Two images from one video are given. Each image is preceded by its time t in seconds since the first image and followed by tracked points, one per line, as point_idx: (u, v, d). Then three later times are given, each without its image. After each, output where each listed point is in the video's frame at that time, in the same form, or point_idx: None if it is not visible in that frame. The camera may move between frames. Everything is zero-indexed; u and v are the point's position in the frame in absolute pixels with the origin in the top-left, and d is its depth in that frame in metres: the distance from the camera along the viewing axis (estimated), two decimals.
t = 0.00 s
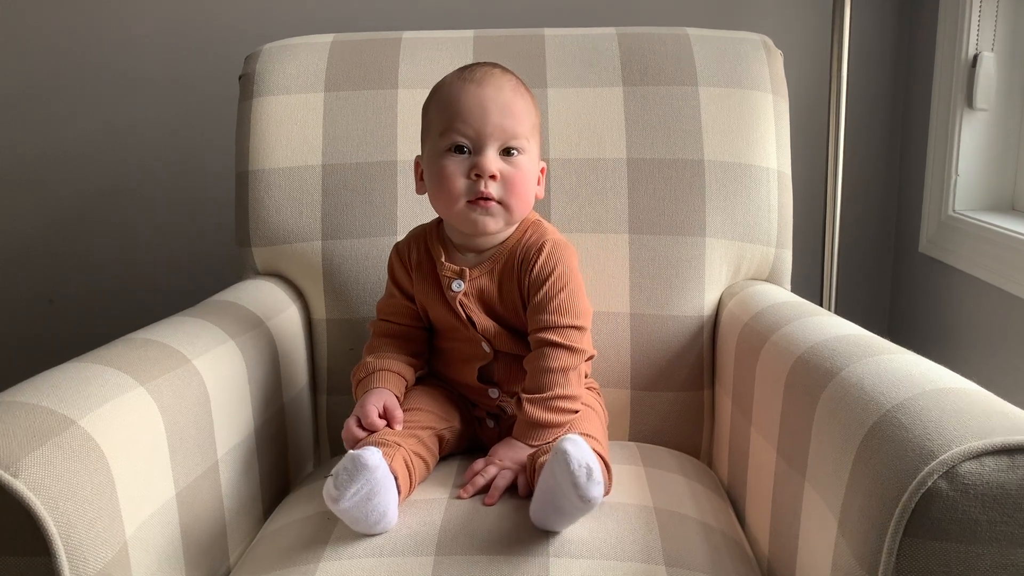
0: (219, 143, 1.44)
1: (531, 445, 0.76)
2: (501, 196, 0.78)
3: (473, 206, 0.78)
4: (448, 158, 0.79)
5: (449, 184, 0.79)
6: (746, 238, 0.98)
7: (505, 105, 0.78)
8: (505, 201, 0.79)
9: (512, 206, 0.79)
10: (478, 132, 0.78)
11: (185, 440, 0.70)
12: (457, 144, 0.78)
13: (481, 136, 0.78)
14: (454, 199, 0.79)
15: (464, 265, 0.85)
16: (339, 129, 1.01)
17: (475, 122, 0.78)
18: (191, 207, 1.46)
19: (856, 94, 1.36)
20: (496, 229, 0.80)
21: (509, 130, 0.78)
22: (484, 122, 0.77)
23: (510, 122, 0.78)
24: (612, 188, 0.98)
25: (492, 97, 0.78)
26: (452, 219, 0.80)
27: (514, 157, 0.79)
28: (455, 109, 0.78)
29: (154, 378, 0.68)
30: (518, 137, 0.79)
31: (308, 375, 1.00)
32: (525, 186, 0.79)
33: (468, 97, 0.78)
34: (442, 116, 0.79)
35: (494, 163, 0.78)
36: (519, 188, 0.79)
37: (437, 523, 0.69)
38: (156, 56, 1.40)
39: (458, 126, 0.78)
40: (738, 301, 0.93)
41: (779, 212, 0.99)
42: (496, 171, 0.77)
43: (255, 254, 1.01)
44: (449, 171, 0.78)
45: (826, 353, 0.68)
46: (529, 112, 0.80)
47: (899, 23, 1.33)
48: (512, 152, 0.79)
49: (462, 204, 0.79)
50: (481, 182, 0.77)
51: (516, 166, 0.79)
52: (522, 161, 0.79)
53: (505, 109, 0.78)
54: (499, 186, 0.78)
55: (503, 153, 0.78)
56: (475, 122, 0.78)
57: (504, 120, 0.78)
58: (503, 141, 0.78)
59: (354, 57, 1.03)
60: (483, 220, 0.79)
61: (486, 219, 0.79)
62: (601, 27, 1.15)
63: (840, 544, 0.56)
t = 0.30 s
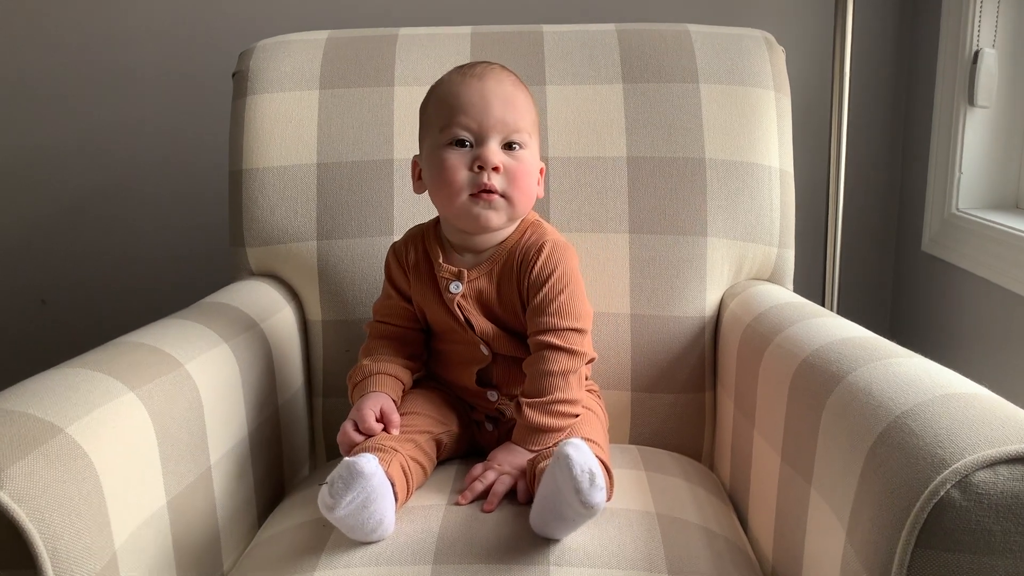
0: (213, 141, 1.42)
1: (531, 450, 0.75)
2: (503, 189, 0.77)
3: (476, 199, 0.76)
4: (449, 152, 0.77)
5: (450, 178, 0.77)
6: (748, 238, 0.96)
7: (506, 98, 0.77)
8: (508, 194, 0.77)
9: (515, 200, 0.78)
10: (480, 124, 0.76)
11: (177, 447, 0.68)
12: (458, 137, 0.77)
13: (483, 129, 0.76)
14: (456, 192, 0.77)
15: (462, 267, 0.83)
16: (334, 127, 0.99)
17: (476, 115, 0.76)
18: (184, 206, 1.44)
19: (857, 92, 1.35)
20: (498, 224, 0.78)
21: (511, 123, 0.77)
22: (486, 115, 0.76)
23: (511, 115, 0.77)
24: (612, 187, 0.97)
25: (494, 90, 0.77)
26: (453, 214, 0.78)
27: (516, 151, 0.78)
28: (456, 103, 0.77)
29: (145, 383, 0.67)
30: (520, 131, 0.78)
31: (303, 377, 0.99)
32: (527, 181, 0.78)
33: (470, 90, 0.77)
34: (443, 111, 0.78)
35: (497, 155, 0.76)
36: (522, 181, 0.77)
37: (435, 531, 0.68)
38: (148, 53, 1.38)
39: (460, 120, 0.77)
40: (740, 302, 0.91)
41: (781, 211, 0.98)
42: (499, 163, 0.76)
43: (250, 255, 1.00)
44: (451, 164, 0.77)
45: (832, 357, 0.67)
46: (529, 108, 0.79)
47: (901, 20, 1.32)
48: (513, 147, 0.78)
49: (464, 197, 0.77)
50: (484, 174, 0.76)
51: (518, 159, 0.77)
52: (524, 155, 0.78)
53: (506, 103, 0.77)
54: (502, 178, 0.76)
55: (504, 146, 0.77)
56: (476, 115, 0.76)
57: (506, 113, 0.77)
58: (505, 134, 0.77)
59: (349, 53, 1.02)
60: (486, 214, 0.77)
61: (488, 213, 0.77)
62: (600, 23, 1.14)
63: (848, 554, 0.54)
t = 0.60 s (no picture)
0: (202, 134, 1.40)
1: (524, 448, 0.73)
2: (500, 179, 0.75)
3: (471, 189, 0.75)
4: (444, 141, 0.75)
5: (445, 168, 0.75)
6: (745, 232, 0.95)
7: (504, 88, 0.76)
8: (505, 185, 0.75)
9: (512, 191, 0.76)
10: (477, 113, 0.75)
11: (161, 446, 0.66)
12: (454, 126, 0.75)
13: (479, 118, 0.75)
14: (452, 182, 0.75)
15: (455, 262, 0.82)
16: (324, 119, 0.97)
17: (473, 104, 0.75)
18: (174, 200, 1.42)
19: (855, 83, 1.33)
20: (494, 216, 0.76)
21: (508, 113, 0.75)
22: (482, 104, 0.75)
23: (509, 105, 0.75)
24: (608, 180, 0.95)
25: (491, 80, 0.75)
26: (448, 205, 0.76)
27: (513, 142, 0.76)
28: (452, 92, 0.75)
29: (127, 381, 0.65)
30: (517, 121, 0.76)
31: (293, 374, 0.97)
32: (524, 172, 0.76)
33: (466, 78, 0.75)
34: (439, 99, 0.76)
35: (494, 145, 0.74)
36: (519, 172, 0.76)
37: (426, 532, 0.66)
38: (136, 44, 1.36)
39: (456, 109, 0.75)
40: (737, 297, 0.90)
41: (779, 204, 0.96)
42: (496, 153, 0.74)
43: (238, 249, 0.98)
44: (446, 153, 0.75)
45: (831, 353, 0.65)
46: (527, 98, 0.78)
47: (900, 11, 1.30)
48: (510, 137, 0.76)
49: (460, 187, 0.75)
50: (480, 163, 0.74)
51: (515, 150, 0.76)
52: (521, 146, 0.76)
53: (504, 92, 0.75)
54: (499, 169, 0.75)
55: (501, 137, 0.75)
56: (473, 104, 0.75)
57: (503, 103, 0.75)
58: (502, 124, 0.75)
59: (339, 44, 1.00)
60: (482, 204, 0.75)
61: (484, 204, 0.75)
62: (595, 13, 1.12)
63: (850, 555, 0.53)
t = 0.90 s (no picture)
0: (193, 125, 1.38)
1: (519, 443, 0.72)
2: (498, 166, 0.73)
3: (469, 176, 0.73)
4: (441, 127, 0.73)
5: (441, 154, 0.73)
6: (744, 223, 0.93)
7: (501, 73, 0.74)
8: (503, 172, 0.74)
9: (510, 178, 0.74)
10: (474, 99, 0.73)
11: (147, 441, 0.65)
12: (450, 112, 0.73)
13: (477, 103, 0.73)
14: (448, 169, 0.73)
15: (452, 253, 0.80)
16: (315, 108, 0.96)
17: (470, 90, 0.73)
18: (164, 191, 1.41)
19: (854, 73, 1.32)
20: (492, 204, 0.75)
21: (506, 99, 0.74)
22: (480, 90, 0.73)
23: (507, 90, 0.74)
24: (604, 170, 0.94)
25: (488, 65, 0.74)
26: (445, 193, 0.74)
27: (511, 129, 0.74)
28: (449, 77, 0.74)
29: (112, 374, 0.63)
30: (515, 108, 0.74)
31: (285, 368, 0.95)
32: (522, 159, 0.75)
33: (463, 63, 0.74)
34: (436, 85, 0.74)
35: (491, 131, 0.73)
36: (517, 159, 0.74)
37: (418, 529, 0.65)
38: (125, 33, 1.34)
39: (452, 94, 0.73)
40: (736, 288, 0.88)
41: (778, 195, 0.95)
42: (493, 139, 0.72)
43: (228, 241, 0.96)
44: (443, 139, 0.73)
45: (832, 345, 0.64)
46: (525, 85, 0.76)
47: None
48: (508, 124, 0.74)
49: (457, 174, 0.73)
50: (478, 150, 0.72)
51: (513, 136, 0.74)
52: (519, 133, 0.74)
53: (501, 78, 0.74)
54: (496, 156, 0.73)
55: (499, 123, 0.74)
56: (470, 89, 0.73)
57: (501, 89, 0.73)
58: (499, 110, 0.73)
59: (330, 31, 0.98)
60: (480, 191, 0.73)
61: (482, 191, 0.73)
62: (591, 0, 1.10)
63: (852, 553, 0.52)
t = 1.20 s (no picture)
0: (186, 119, 1.36)
1: (512, 445, 0.70)
2: (491, 164, 0.72)
3: (461, 174, 0.72)
4: (434, 124, 0.72)
5: (434, 152, 0.72)
6: (742, 222, 0.92)
7: (495, 69, 0.72)
8: (496, 170, 0.72)
9: (504, 176, 0.73)
10: (467, 95, 0.72)
11: (132, 442, 0.63)
12: (443, 109, 0.72)
13: (470, 99, 0.72)
14: (441, 166, 0.72)
15: (446, 252, 0.79)
16: (308, 103, 0.94)
17: (464, 85, 0.72)
18: (156, 187, 1.39)
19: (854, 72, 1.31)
20: (485, 202, 0.73)
21: (500, 95, 0.72)
22: (473, 85, 0.72)
23: (501, 86, 0.72)
24: (601, 168, 0.92)
25: (482, 60, 0.72)
26: (437, 191, 0.73)
27: (505, 125, 0.73)
28: (442, 73, 0.72)
29: (96, 374, 0.62)
30: (509, 104, 0.73)
31: (276, 367, 0.94)
32: (516, 156, 0.73)
33: (457, 58, 0.72)
34: (429, 80, 0.73)
35: (484, 128, 0.71)
36: (511, 157, 0.73)
37: (409, 533, 0.63)
38: (117, 26, 1.32)
39: (445, 90, 0.72)
40: (734, 289, 0.87)
41: (777, 194, 0.93)
42: (486, 137, 0.71)
43: (219, 237, 0.94)
44: (436, 136, 0.72)
45: (831, 347, 0.62)
46: (520, 81, 0.75)
47: None
48: (502, 121, 0.73)
49: (449, 172, 0.72)
50: (470, 147, 0.71)
51: (508, 133, 0.73)
52: (514, 130, 0.73)
53: (496, 73, 0.72)
54: (490, 153, 0.72)
55: (493, 120, 0.72)
56: (463, 85, 0.72)
57: (495, 84, 0.72)
58: (493, 106, 0.72)
59: (324, 26, 0.96)
60: (473, 189, 0.72)
61: (475, 190, 0.72)
62: None
63: (852, 562, 0.50)
